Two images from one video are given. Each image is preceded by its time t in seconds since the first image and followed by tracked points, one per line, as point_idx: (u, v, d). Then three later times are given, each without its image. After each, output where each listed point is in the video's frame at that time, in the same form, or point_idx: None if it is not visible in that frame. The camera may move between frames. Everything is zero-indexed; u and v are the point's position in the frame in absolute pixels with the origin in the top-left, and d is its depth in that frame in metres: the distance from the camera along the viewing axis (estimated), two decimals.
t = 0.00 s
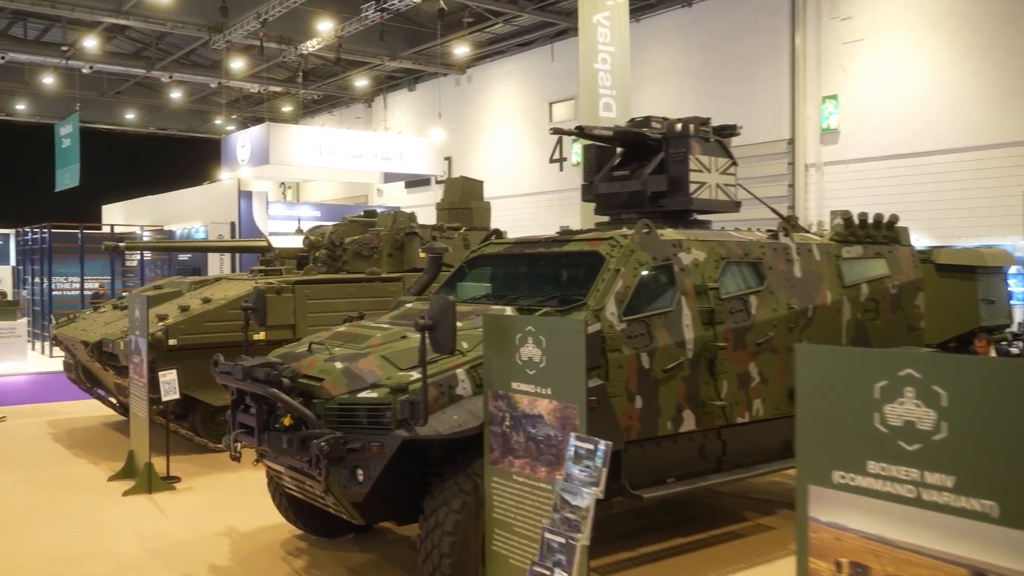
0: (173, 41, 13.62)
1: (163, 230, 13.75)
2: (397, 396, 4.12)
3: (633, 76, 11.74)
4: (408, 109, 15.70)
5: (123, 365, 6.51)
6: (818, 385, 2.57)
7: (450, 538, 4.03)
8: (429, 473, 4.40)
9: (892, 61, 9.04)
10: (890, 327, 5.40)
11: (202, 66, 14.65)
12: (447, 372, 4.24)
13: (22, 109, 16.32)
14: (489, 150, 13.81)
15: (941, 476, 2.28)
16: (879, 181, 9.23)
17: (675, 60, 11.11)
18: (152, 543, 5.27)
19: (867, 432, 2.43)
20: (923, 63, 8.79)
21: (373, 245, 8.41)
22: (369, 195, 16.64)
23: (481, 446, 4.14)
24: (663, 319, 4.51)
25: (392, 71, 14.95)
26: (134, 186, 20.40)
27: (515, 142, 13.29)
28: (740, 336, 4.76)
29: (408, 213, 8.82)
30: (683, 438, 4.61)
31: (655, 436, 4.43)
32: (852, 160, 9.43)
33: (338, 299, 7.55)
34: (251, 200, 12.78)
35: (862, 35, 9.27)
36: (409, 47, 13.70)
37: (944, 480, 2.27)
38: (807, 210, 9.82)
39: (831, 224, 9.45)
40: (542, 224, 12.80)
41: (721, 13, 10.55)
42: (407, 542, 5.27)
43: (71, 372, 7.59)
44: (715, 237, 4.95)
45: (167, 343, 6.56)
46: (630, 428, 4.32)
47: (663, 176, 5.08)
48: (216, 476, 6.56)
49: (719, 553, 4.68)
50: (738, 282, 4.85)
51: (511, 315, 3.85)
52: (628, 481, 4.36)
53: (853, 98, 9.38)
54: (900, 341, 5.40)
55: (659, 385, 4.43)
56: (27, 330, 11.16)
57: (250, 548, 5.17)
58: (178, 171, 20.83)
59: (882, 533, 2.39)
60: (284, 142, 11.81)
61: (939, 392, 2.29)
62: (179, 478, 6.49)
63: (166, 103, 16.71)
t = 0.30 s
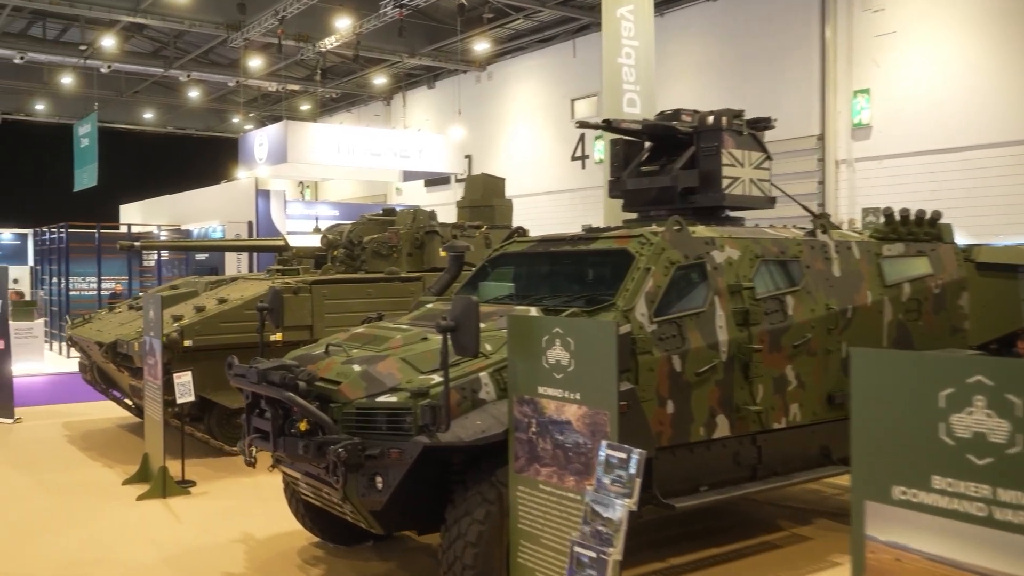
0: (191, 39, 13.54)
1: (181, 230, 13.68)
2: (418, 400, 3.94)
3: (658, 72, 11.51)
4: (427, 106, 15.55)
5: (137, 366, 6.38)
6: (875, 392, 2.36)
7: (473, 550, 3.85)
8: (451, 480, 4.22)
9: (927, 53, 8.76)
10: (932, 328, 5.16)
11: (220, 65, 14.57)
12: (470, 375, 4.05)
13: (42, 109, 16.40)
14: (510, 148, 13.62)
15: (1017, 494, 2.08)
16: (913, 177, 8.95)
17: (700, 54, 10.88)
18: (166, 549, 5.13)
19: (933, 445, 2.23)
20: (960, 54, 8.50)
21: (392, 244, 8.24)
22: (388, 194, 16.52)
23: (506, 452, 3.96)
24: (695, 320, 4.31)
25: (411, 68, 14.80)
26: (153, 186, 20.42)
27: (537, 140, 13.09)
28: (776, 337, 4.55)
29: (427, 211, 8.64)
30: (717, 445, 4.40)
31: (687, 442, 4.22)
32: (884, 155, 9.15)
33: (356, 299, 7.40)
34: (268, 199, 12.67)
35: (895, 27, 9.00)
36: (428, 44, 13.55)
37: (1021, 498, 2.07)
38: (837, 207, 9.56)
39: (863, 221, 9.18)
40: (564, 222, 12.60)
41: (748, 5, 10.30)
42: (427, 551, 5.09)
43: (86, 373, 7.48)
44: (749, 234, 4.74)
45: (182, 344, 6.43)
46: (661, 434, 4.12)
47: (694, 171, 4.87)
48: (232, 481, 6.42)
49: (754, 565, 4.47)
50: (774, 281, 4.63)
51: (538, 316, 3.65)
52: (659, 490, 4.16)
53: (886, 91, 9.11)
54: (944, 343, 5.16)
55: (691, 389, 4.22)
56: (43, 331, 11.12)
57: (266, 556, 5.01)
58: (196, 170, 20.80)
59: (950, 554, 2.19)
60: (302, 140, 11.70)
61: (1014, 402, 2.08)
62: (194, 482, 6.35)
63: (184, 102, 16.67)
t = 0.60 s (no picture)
0: (210, 36, 13.44)
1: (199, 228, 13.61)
2: (439, 403, 3.75)
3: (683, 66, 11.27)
4: (447, 103, 15.39)
5: (152, 366, 6.25)
6: (937, 401, 2.16)
7: (497, 561, 3.65)
8: (474, 487, 4.03)
9: (964, 43, 8.47)
10: (979, 328, 4.93)
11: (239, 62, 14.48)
12: (494, 378, 3.87)
13: (62, 107, 16.43)
14: (532, 144, 13.43)
15: None
16: (950, 172, 8.65)
17: (727, 48, 10.64)
18: (179, 554, 4.98)
19: (1008, 457, 2.01)
20: (1000, 44, 8.19)
21: (412, 241, 8.07)
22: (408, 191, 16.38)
23: (531, 458, 3.77)
24: (731, 319, 4.09)
25: (431, 64, 14.65)
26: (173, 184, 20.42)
27: (559, 136, 12.88)
28: (815, 338, 4.33)
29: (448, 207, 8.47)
30: (753, 451, 4.18)
31: (721, 448, 4.00)
32: (919, 149, 8.88)
33: (375, 298, 7.23)
34: (288, 196, 12.62)
35: (931, 18, 8.72)
36: (449, 39, 13.40)
37: None
38: (870, 203, 9.29)
39: (897, 218, 8.90)
40: (586, 220, 12.40)
41: None
42: (449, 559, 4.91)
43: (102, 373, 7.37)
44: (786, 230, 4.52)
45: (198, 344, 6.29)
46: (694, 440, 3.91)
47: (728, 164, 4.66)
48: (249, 484, 6.28)
49: None
50: (813, 279, 4.42)
51: (567, 315, 3.46)
52: (692, 498, 3.95)
53: (921, 84, 8.84)
54: (990, 344, 4.94)
55: (726, 393, 4.01)
56: (61, 330, 11.07)
57: (282, 562, 4.85)
58: (216, 168, 20.77)
59: None
60: (320, 137, 11.59)
61: None
62: (210, 485, 6.21)
63: (203, 99, 16.61)
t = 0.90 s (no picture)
0: (230, 34, 13.37)
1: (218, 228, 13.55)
2: (461, 409, 3.57)
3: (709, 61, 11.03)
4: (468, 100, 15.23)
5: (167, 368, 6.12)
6: (1012, 409, 1.95)
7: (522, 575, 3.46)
8: (498, 497, 3.84)
9: (1004, 34, 8.18)
10: None
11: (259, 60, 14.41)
12: (519, 383, 3.68)
13: (82, 107, 16.46)
14: (555, 142, 13.23)
15: None
16: (989, 169, 8.35)
17: (755, 41, 10.39)
18: (192, 561, 4.83)
19: None
20: None
21: (434, 240, 7.90)
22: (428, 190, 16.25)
23: (559, 467, 3.58)
24: (768, 321, 3.88)
25: (452, 61, 14.49)
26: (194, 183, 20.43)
27: (583, 133, 12.67)
28: (858, 341, 4.11)
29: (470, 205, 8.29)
30: (792, 460, 3.96)
31: (759, 457, 3.79)
32: (956, 144, 8.58)
33: (395, 298, 7.07)
34: (306, 195, 12.51)
35: (969, 9, 8.43)
36: (470, 35, 13.26)
37: None
38: (905, 200, 9.00)
39: (933, 217, 8.61)
40: (610, 219, 12.19)
41: None
42: (471, 569, 4.72)
43: (118, 374, 7.27)
44: (826, 228, 4.31)
45: (214, 345, 6.16)
46: (730, 448, 3.69)
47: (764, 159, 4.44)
48: (266, 489, 6.13)
49: None
50: (854, 279, 4.21)
51: (596, 317, 3.26)
52: (728, 510, 3.73)
53: (959, 78, 8.54)
54: None
55: (764, 399, 3.79)
56: (79, 330, 11.02)
57: (299, 570, 4.69)
58: (236, 167, 20.75)
59: None
60: (339, 136, 11.46)
61: None
62: (226, 490, 6.07)
63: (222, 98, 16.58)
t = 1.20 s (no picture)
0: (251, 32, 13.31)
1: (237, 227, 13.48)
2: (484, 414, 3.38)
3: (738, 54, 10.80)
4: (491, 97, 15.07)
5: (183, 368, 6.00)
6: None
7: None
8: (522, 507, 3.66)
9: None
10: None
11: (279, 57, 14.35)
12: (546, 386, 3.50)
13: (102, 105, 16.52)
14: (579, 139, 13.03)
15: None
16: None
17: (785, 33, 10.14)
18: (205, 568, 4.69)
19: None
20: None
21: (455, 238, 7.75)
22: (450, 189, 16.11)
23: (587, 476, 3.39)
24: (809, 323, 3.66)
25: (475, 58, 14.34)
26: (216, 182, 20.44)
27: (608, 130, 12.47)
28: (903, 343, 3.89)
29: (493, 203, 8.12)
30: (833, 469, 3.73)
31: (798, 465, 3.57)
32: (996, 139, 8.29)
33: (416, 298, 6.91)
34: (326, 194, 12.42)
35: None
36: (493, 31, 13.12)
37: None
38: (942, 197, 8.71)
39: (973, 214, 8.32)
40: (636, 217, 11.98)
41: None
42: None
43: (134, 375, 7.17)
44: (868, 224, 4.09)
45: (230, 345, 6.04)
46: (768, 457, 3.47)
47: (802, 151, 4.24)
48: (283, 493, 5.99)
49: None
50: (899, 278, 3.99)
51: (627, 317, 3.05)
52: (766, 521, 3.52)
53: (999, 70, 8.25)
54: None
55: (803, 404, 3.57)
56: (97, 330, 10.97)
57: None
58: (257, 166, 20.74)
59: None
60: (360, 133, 11.34)
61: None
62: (242, 494, 5.93)
63: (242, 96, 16.55)
